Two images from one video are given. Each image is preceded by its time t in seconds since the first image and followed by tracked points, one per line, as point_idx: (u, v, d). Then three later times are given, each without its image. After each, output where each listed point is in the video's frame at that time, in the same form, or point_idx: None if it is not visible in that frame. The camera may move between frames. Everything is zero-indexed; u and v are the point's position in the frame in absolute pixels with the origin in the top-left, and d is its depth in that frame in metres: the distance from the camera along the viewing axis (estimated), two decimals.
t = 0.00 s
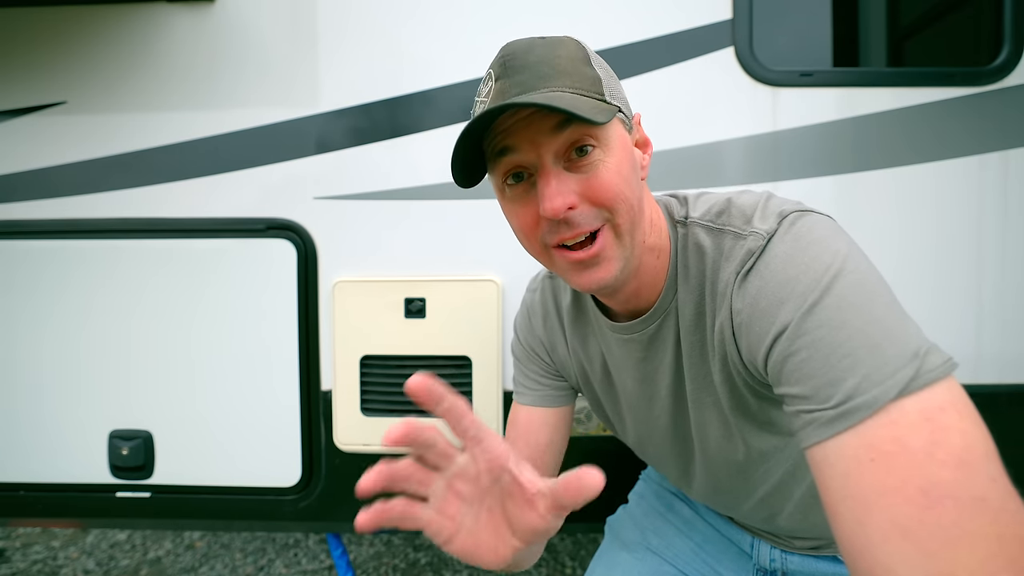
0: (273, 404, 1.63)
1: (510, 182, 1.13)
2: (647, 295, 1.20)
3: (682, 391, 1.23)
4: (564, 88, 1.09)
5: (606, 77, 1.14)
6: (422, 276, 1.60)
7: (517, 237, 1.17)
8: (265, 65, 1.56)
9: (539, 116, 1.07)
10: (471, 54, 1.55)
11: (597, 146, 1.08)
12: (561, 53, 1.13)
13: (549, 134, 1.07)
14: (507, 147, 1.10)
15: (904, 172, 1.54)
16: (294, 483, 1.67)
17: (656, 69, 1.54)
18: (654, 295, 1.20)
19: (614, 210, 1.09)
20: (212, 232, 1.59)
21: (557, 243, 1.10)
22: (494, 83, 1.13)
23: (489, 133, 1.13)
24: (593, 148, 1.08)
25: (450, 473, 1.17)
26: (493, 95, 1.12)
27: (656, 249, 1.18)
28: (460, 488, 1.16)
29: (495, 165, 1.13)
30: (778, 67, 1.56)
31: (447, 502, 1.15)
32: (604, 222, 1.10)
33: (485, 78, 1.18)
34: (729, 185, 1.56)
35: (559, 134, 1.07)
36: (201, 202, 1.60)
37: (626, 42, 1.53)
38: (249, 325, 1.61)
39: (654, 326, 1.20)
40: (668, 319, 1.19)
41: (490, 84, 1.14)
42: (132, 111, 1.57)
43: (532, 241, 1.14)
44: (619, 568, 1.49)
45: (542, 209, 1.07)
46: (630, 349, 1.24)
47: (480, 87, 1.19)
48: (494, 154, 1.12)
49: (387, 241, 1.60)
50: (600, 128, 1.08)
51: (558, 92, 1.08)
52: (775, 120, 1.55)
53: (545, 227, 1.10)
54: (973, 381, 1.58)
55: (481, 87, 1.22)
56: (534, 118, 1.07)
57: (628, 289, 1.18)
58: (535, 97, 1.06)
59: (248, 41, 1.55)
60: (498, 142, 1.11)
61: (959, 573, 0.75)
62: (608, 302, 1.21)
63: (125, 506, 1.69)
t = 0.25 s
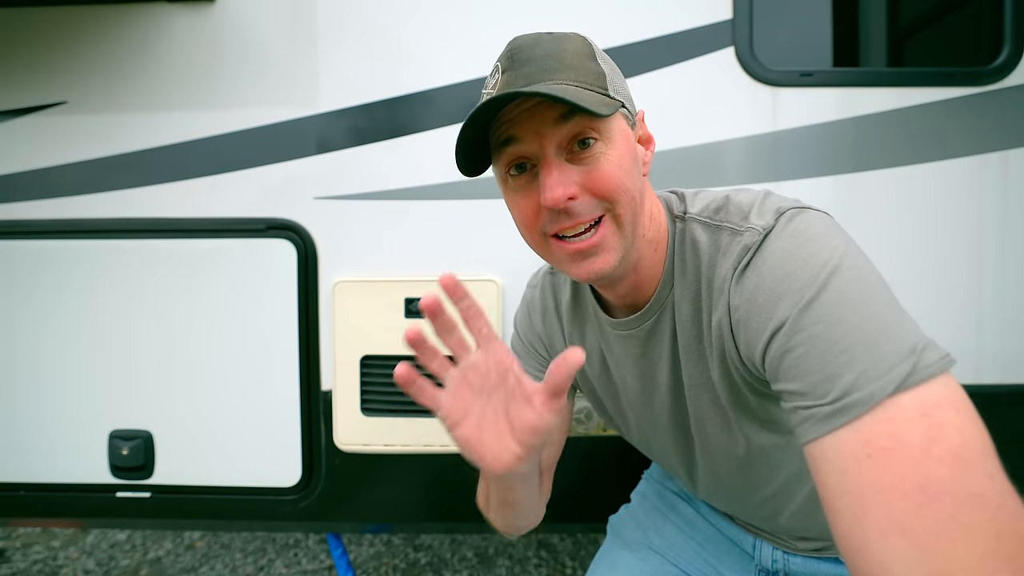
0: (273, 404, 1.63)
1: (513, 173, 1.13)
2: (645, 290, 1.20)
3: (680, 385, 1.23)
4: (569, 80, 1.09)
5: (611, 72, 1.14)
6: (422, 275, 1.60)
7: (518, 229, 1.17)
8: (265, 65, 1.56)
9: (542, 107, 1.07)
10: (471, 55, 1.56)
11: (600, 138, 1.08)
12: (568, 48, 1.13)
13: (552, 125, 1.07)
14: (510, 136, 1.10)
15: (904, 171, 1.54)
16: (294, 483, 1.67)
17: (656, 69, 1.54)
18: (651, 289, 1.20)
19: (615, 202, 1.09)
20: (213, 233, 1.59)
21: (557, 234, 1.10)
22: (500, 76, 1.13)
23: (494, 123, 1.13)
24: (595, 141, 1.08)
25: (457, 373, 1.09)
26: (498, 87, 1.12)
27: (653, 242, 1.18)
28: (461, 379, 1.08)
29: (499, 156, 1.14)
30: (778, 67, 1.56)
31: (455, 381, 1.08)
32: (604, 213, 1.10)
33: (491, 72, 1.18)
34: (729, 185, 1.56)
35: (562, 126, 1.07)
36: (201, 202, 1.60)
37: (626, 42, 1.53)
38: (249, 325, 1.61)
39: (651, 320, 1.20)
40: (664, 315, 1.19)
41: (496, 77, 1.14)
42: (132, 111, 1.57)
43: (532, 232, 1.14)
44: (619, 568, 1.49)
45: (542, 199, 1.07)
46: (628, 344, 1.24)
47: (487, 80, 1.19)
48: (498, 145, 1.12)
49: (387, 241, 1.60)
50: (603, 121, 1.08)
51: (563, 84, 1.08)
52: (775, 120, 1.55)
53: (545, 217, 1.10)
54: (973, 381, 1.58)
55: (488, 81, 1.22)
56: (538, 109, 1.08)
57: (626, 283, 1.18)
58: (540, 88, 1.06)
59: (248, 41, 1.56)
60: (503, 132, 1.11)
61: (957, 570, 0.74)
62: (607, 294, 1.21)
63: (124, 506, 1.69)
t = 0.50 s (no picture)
0: (273, 404, 1.63)
1: (516, 180, 1.12)
2: (645, 291, 1.21)
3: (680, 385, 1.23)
4: (570, 89, 1.09)
5: (613, 76, 1.14)
6: (422, 276, 1.60)
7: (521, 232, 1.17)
8: (265, 65, 1.56)
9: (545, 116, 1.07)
10: (471, 55, 1.56)
11: (603, 146, 1.08)
12: (569, 54, 1.12)
13: (555, 133, 1.07)
14: (514, 145, 1.10)
15: (904, 172, 1.54)
16: (294, 484, 1.67)
17: (656, 70, 1.54)
18: (650, 290, 1.21)
19: (618, 210, 1.09)
20: (213, 233, 1.59)
21: (561, 242, 1.10)
22: (502, 83, 1.13)
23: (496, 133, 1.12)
24: (599, 149, 1.08)
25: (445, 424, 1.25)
26: (500, 96, 1.12)
27: (654, 245, 1.19)
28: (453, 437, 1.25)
29: (502, 162, 1.13)
30: (778, 67, 1.56)
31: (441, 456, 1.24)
32: (608, 221, 1.10)
33: (493, 75, 1.18)
34: (729, 186, 1.56)
35: (566, 135, 1.06)
36: (201, 203, 1.60)
37: (626, 42, 1.53)
38: (249, 325, 1.61)
39: (652, 318, 1.20)
40: (665, 313, 1.19)
41: (499, 82, 1.14)
42: (131, 111, 1.57)
43: (535, 238, 1.14)
44: (621, 565, 1.49)
45: (548, 208, 1.07)
46: (631, 342, 1.24)
47: (489, 83, 1.19)
48: (500, 152, 1.12)
49: (387, 241, 1.60)
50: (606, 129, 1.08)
51: (565, 94, 1.08)
52: (775, 120, 1.55)
53: (549, 225, 1.10)
54: (973, 381, 1.58)
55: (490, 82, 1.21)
56: (541, 118, 1.07)
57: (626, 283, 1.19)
58: (543, 100, 1.06)
59: (248, 42, 1.55)
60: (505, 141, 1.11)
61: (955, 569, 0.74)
62: (607, 294, 1.23)
63: (125, 507, 1.69)
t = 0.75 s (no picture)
0: (272, 404, 1.63)
1: (518, 176, 1.13)
2: (649, 293, 1.20)
3: (685, 386, 1.23)
4: (573, 84, 1.09)
5: (617, 76, 1.14)
6: (422, 276, 1.60)
7: (523, 231, 1.16)
8: (265, 65, 1.56)
9: (548, 112, 1.07)
10: (471, 55, 1.55)
11: (604, 142, 1.08)
12: (573, 51, 1.12)
13: (557, 128, 1.07)
14: (515, 139, 1.11)
15: (904, 172, 1.54)
16: (294, 484, 1.67)
17: (656, 69, 1.54)
18: (653, 292, 1.20)
19: (619, 208, 1.08)
20: (212, 233, 1.59)
21: (563, 241, 1.08)
22: (506, 79, 1.14)
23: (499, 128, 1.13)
24: (600, 145, 1.08)
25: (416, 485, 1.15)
26: (503, 91, 1.12)
27: (659, 245, 1.18)
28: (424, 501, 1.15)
29: (504, 159, 1.14)
30: (778, 67, 1.56)
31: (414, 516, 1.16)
32: (610, 221, 1.08)
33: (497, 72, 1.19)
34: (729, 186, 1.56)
35: (567, 130, 1.07)
36: (201, 203, 1.60)
37: (626, 42, 1.53)
38: (249, 325, 1.61)
39: (656, 320, 1.20)
40: (669, 314, 1.19)
41: (503, 79, 1.15)
42: (131, 111, 1.57)
43: (538, 237, 1.13)
44: (626, 563, 1.48)
45: (548, 203, 1.06)
46: (632, 344, 1.24)
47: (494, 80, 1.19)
48: (503, 148, 1.13)
49: (387, 241, 1.60)
50: (607, 126, 1.08)
51: (567, 89, 1.08)
52: (775, 120, 1.55)
53: (550, 222, 1.09)
54: (973, 381, 1.58)
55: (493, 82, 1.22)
56: (544, 113, 1.07)
57: (628, 284, 1.18)
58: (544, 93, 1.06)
59: (248, 42, 1.55)
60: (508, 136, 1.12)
61: (960, 566, 0.75)
62: (610, 295, 1.22)
63: (124, 507, 1.69)
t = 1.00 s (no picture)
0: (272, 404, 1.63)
1: (517, 171, 1.14)
2: (649, 288, 1.21)
3: (691, 386, 1.23)
4: (570, 82, 1.10)
5: (622, 71, 1.12)
6: (422, 276, 1.60)
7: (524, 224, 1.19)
8: (265, 65, 1.56)
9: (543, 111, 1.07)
10: (471, 55, 1.56)
11: (601, 140, 1.07)
12: (575, 47, 1.12)
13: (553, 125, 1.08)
14: (514, 140, 1.11)
15: (904, 172, 1.54)
16: (294, 484, 1.67)
17: (656, 69, 1.54)
18: (658, 288, 1.21)
19: (613, 205, 1.08)
20: (212, 233, 1.59)
21: (556, 234, 1.11)
22: (510, 74, 1.16)
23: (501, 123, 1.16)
24: (597, 144, 1.07)
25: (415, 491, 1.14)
26: (505, 88, 1.16)
27: (659, 241, 1.18)
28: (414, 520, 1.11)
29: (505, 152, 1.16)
30: (779, 67, 1.56)
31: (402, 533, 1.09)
32: (602, 217, 1.09)
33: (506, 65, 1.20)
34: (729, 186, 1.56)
35: (563, 129, 1.06)
36: (200, 203, 1.60)
37: (625, 42, 1.53)
38: (250, 325, 1.61)
39: (661, 317, 1.20)
40: (675, 312, 1.19)
41: (506, 74, 1.17)
42: (131, 111, 1.57)
43: (536, 230, 1.15)
44: (630, 560, 1.49)
45: (540, 200, 1.08)
46: (639, 341, 1.24)
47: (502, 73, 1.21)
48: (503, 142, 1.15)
49: (387, 241, 1.60)
50: (604, 124, 1.07)
51: (563, 87, 1.09)
52: (776, 120, 1.55)
53: (545, 217, 1.11)
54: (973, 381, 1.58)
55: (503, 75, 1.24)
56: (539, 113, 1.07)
57: (627, 279, 1.19)
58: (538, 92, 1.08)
59: (247, 42, 1.56)
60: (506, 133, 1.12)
61: (970, 566, 0.75)
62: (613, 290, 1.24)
63: (124, 506, 1.69)
